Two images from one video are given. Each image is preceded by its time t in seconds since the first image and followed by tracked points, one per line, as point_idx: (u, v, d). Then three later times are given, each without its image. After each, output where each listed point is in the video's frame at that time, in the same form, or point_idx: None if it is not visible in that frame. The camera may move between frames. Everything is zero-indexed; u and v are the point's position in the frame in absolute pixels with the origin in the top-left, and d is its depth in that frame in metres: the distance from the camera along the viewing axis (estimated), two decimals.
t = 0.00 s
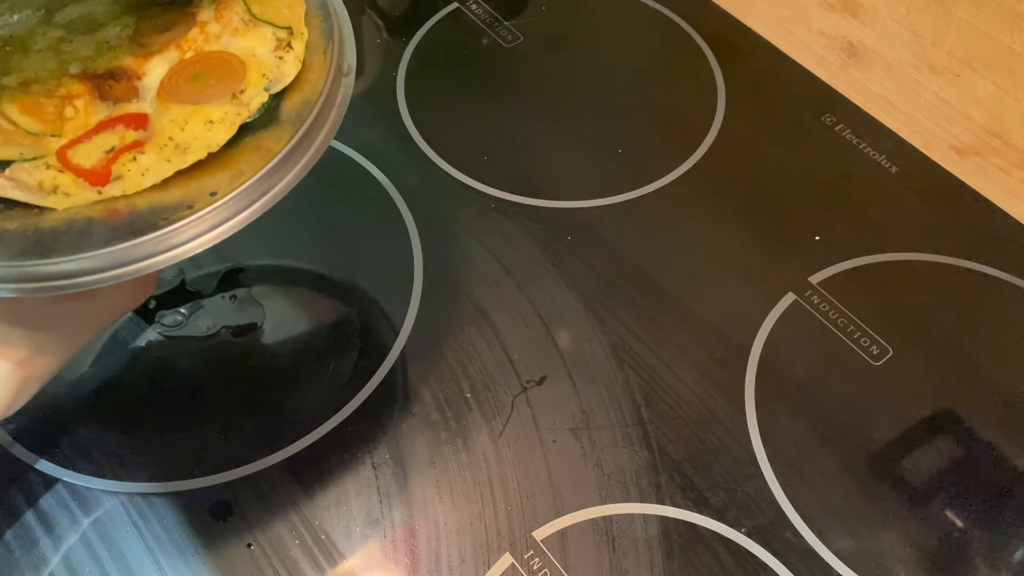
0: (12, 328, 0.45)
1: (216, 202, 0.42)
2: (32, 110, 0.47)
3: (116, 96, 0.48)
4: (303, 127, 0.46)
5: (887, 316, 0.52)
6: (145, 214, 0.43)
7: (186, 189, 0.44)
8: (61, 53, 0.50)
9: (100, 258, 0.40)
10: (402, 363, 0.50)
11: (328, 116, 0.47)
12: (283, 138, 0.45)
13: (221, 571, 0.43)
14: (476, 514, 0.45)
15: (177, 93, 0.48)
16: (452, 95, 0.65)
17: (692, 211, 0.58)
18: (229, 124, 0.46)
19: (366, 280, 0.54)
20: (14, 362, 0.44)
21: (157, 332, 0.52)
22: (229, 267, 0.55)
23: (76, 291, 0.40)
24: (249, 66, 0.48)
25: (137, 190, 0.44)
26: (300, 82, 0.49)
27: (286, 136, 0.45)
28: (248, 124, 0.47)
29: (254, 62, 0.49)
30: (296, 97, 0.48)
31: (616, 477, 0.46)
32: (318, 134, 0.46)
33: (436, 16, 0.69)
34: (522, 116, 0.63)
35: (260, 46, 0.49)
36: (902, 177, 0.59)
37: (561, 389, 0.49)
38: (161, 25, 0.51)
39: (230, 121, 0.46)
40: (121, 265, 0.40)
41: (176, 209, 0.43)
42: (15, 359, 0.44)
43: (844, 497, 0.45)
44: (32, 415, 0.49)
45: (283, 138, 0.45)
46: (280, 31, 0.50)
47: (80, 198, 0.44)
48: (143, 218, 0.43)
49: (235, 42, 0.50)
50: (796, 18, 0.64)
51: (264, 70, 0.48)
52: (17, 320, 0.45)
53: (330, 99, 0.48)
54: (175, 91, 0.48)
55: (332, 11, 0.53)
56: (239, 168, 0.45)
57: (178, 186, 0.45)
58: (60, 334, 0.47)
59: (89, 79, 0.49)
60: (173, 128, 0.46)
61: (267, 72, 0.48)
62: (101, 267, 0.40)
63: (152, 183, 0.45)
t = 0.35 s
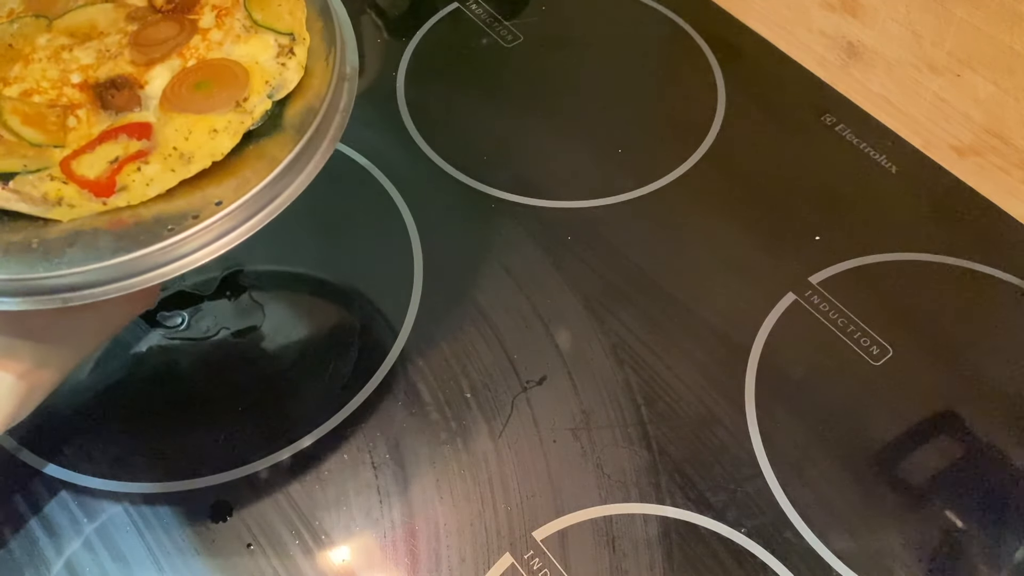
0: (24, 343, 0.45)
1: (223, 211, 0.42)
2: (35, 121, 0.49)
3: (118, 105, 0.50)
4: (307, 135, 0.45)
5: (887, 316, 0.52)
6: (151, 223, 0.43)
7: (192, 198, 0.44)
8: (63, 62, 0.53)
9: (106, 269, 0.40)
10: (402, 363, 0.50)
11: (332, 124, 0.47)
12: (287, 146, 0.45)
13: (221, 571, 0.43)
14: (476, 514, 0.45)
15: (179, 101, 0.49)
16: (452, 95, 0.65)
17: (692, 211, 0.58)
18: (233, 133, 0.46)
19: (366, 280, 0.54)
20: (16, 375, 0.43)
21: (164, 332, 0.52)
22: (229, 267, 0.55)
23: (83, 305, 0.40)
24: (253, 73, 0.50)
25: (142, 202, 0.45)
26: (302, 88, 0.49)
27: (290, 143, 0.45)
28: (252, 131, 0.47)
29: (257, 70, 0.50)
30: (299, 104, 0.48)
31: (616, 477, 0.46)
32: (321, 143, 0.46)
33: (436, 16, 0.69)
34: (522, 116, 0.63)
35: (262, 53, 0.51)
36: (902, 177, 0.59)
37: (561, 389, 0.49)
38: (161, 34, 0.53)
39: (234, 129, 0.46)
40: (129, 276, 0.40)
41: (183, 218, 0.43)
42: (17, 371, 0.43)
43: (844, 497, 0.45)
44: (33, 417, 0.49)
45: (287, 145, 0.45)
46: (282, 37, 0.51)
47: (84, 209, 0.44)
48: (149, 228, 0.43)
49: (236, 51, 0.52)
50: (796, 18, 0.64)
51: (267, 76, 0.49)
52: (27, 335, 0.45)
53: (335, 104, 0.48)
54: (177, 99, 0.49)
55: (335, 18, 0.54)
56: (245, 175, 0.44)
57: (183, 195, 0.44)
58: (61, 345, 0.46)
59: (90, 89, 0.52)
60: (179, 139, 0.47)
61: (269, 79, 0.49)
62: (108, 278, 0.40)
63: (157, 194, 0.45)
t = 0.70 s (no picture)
0: (26, 374, 0.42)
1: (234, 247, 0.39)
2: (40, 152, 0.44)
3: (126, 136, 0.45)
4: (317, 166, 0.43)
5: (887, 316, 0.52)
6: (159, 259, 0.40)
7: (201, 232, 0.41)
8: (68, 91, 0.47)
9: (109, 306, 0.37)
10: (401, 363, 0.50)
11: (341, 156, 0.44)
12: (297, 178, 0.42)
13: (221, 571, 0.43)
14: (476, 515, 0.45)
15: (188, 134, 0.44)
16: (452, 95, 0.65)
17: (692, 211, 0.58)
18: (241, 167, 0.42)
19: (365, 279, 0.54)
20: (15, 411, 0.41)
21: (171, 340, 0.52)
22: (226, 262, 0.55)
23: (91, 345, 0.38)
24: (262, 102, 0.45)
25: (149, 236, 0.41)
26: (312, 115, 0.45)
27: (301, 174, 0.42)
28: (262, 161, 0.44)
29: (266, 99, 0.45)
30: (308, 132, 0.45)
31: (616, 477, 0.46)
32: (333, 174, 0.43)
33: (436, 16, 0.69)
34: (522, 116, 0.63)
35: (274, 83, 0.46)
36: (902, 177, 0.59)
37: (560, 388, 0.49)
38: (169, 61, 0.47)
39: (244, 162, 0.42)
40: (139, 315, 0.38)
41: (192, 254, 0.40)
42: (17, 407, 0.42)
43: (844, 497, 0.45)
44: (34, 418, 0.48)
45: (297, 177, 0.42)
46: (292, 66, 0.46)
47: (92, 245, 0.41)
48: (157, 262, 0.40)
49: (246, 78, 0.47)
50: (796, 18, 0.64)
51: (277, 106, 0.45)
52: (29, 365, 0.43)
53: (348, 131, 0.45)
54: (187, 132, 0.44)
55: (345, 38, 0.50)
56: (254, 210, 0.41)
57: (193, 233, 0.41)
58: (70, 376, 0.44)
59: (99, 119, 0.46)
60: (186, 172, 0.43)
61: (278, 107, 0.45)
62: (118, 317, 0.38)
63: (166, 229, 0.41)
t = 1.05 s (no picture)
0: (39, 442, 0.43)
1: (260, 343, 0.36)
2: (71, 215, 0.38)
3: (161, 207, 0.38)
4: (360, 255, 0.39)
5: (887, 316, 0.52)
6: (184, 340, 0.37)
7: (231, 318, 0.38)
8: (109, 152, 0.40)
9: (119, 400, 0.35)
10: (401, 363, 0.50)
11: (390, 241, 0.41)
12: (337, 260, 0.39)
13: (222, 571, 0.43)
14: (476, 515, 0.45)
15: (228, 214, 0.38)
16: (452, 95, 0.65)
17: (692, 211, 0.57)
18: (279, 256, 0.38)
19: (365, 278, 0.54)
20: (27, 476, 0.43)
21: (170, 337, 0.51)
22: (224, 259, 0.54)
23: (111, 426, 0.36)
24: (308, 183, 0.39)
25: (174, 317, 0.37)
26: (358, 200, 0.41)
27: (343, 260, 0.39)
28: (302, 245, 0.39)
29: (313, 183, 0.39)
30: (355, 215, 0.40)
31: (616, 477, 0.46)
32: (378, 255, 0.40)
33: (436, 15, 0.69)
34: (522, 116, 0.63)
35: (323, 166, 0.40)
36: (903, 177, 0.59)
37: (561, 389, 0.49)
38: (218, 130, 0.40)
39: (283, 250, 0.38)
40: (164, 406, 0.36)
41: (217, 345, 0.37)
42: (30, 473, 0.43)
43: (845, 498, 0.45)
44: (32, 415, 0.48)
45: (338, 262, 0.39)
46: (344, 146, 0.40)
47: (115, 324, 0.37)
48: (177, 348, 0.37)
49: (295, 158, 0.40)
50: (796, 18, 0.64)
51: (324, 190, 0.39)
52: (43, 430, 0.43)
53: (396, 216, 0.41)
54: (226, 213, 0.38)
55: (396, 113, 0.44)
56: (291, 305, 0.38)
57: (225, 319, 0.38)
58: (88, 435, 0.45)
59: (137, 185, 0.39)
60: (219, 256, 0.37)
61: (325, 189, 0.39)
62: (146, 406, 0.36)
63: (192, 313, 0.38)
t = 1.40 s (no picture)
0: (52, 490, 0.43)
1: (288, 440, 0.35)
2: (103, 283, 0.38)
3: (197, 278, 0.38)
4: (401, 348, 0.38)
5: (887, 315, 0.52)
6: (207, 436, 0.36)
7: (260, 408, 0.37)
8: (146, 212, 0.40)
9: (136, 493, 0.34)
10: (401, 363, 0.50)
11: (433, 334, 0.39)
12: (374, 352, 0.38)
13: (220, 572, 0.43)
14: (477, 515, 0.44)
15: (265, 293, 0.37)
16: (452, 94, 0.64)
17: (693, 211, 0.57)
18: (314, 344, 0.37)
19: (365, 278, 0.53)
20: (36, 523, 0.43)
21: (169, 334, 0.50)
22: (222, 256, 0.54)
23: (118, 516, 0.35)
24: (352, 265, 0.39)
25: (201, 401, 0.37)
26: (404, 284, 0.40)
27: (381, 355, 0.38)
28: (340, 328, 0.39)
29: (358, 263, 0.39)
30: (403, 299, 0.40)
31: (617, 477, 0.45)
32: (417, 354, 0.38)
33: (436, 15, 0.69)
34: (522, 116, 0.63)
35: (371, 245, 0.39)
36: (903, 177, 0.59)
37: (561, 389, 0.49)
38: (262, 196, 0.40)
39: (319, 338, 0.37)
40: (169, 503, 0.35)
41: (242, 438, 0.36)
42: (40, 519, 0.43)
43: (846, 498, 0.45)
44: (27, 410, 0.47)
45: (376, 354, 0.38)
46: (394, 226, 0.40)
47: (140, 405, 0.37)
48: (204, 435, 0.36)
49: (341, 236, 0.39)
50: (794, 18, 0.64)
51: (369, 272, 0.39)
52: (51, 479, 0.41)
53: (445, 304, 0.40)
54: (263, 293, 0.37)
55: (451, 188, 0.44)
56: (326, 397, 0.37)
57: (255, 406, 0.37)
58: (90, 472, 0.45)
59: (173, 252, 0.39)
60: (252, 341, 0.37)
61: (369, 272, 0.39)
62: (150, 503, 0.35)
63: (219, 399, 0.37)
